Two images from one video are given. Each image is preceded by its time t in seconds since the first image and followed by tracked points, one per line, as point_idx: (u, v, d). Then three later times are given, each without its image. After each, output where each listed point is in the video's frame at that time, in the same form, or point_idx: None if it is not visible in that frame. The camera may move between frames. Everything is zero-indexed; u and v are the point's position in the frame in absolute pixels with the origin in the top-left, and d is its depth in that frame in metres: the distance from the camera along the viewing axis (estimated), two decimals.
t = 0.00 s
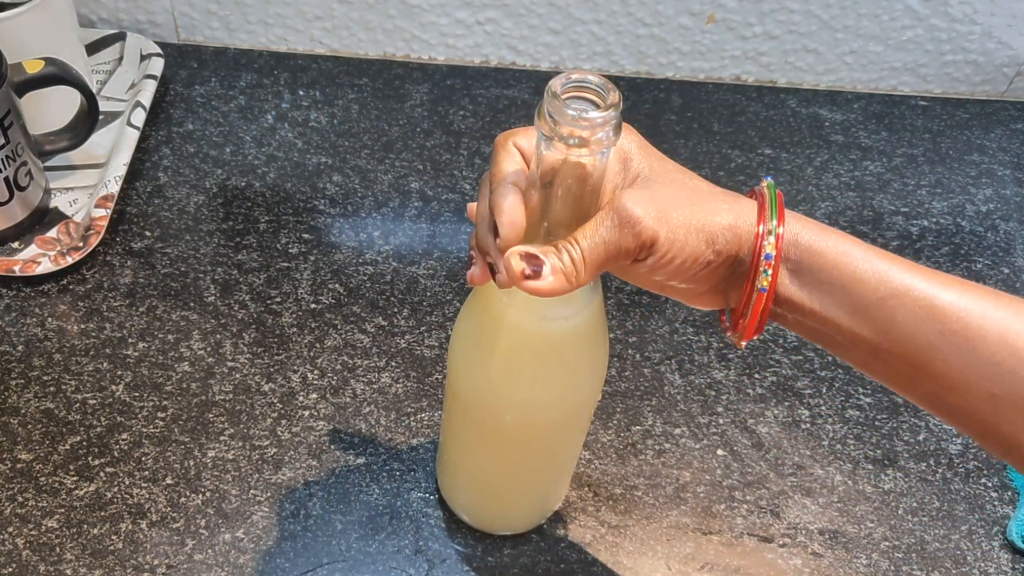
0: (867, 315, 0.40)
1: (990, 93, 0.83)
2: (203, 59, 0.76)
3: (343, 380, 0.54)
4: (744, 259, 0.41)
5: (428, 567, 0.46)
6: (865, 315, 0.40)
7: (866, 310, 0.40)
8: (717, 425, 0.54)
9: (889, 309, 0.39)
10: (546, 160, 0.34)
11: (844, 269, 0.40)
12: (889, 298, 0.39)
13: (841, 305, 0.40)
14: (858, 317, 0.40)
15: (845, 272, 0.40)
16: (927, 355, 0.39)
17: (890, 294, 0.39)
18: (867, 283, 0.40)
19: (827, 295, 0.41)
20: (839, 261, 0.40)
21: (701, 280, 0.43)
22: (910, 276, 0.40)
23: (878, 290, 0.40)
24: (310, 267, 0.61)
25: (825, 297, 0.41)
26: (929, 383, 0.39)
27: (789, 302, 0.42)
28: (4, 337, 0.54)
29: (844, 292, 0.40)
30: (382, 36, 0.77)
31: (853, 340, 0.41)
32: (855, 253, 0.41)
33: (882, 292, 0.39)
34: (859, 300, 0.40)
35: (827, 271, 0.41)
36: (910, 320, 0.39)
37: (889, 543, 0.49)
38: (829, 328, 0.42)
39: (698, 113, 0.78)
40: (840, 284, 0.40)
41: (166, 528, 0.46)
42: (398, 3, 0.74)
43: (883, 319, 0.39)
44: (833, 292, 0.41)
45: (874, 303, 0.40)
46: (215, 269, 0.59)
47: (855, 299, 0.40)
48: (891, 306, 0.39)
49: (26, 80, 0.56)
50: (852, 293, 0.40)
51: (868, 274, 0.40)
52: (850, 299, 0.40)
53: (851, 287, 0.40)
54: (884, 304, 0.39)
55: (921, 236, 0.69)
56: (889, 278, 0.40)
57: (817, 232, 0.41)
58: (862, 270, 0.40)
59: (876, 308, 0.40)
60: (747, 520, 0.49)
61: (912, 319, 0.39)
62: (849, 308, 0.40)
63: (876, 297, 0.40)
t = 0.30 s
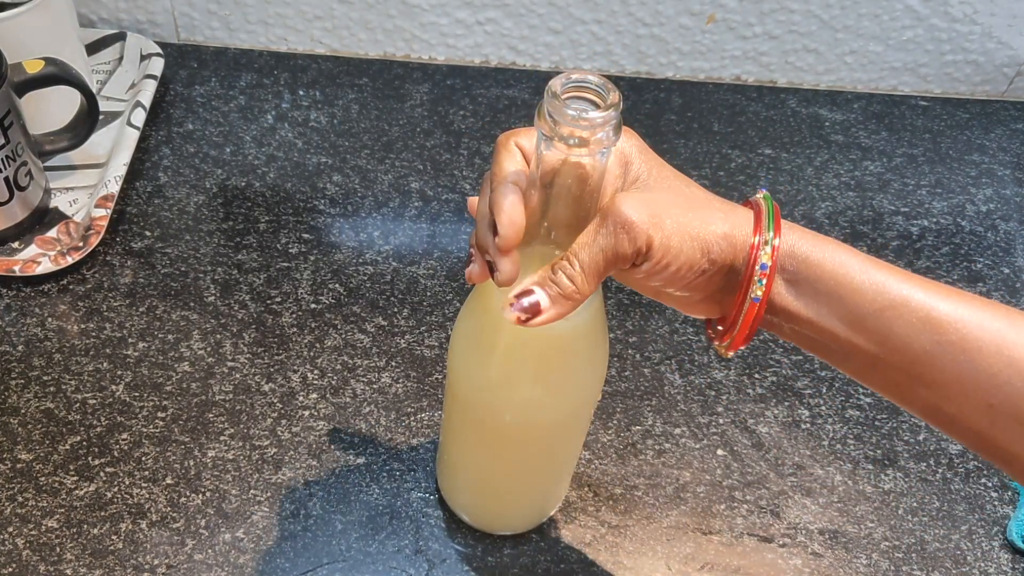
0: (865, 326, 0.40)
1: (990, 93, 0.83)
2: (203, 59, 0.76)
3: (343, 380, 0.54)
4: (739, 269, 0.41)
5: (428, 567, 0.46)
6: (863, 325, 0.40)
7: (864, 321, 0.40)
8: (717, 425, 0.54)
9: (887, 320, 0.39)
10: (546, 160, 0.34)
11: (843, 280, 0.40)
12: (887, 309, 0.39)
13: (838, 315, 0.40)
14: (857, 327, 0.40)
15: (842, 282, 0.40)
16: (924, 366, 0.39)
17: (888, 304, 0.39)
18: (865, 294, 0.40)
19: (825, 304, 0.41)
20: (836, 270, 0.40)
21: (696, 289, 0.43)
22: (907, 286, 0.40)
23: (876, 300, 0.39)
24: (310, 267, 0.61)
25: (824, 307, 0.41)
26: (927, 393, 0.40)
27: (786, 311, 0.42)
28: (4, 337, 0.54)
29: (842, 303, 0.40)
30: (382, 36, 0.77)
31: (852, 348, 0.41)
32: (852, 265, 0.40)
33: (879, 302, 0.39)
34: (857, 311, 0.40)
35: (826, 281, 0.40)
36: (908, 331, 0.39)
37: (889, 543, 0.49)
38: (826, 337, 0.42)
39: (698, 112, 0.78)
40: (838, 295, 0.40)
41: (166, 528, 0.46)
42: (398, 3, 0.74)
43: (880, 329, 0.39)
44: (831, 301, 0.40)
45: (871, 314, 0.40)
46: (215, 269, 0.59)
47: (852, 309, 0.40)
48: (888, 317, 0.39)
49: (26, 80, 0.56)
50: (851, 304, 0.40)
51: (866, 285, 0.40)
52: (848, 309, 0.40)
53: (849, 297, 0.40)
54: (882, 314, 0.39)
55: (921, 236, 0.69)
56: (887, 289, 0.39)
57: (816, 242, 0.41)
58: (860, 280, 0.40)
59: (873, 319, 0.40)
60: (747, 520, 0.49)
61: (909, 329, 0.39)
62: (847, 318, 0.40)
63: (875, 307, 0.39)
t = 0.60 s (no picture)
0: (873, 323, 0.40)
1: (990, 93, 0.83)
2: (203, 59, 0.76)
3: (343, 380, 0.54)
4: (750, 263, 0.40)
5: (428, 567, 0.46)
6: (872, 322, 0.40)
7: (873, 317, 0.40)
8: (717, 425, 0.54)
9: (897, 316, 0.39)
10: (547, 159, 0.34)
11: (851, 276, 0.40)
12: (896, 304, 0.39)
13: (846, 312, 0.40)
14: (866, 325, 0.40)
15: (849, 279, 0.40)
16: (934, 363, 0.39)
17: (897, 300, 0.39)
18: (872, 290, 0.40)
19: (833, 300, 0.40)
20: (844, 267, 0.40)
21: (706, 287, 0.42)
22: (914, 282, 0.40)
23: (883, 296, 0.39)
24: (310, 267, 0.61)
25: (832, 306, 0.40)
26: (935, 390, 0.39)
27: (791, 308, 0.41)
28: (4, 337, 0.54)
29: (852, 301, 0.40)
30: (382, 36, 0.77)
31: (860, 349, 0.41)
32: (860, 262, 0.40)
33: (886, 298, 0.39)
34: (866, 308, 0.40)
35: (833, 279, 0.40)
36: (919, 327, 0.39)
37: (889, 543, 0.49)
38: (835, 336, 0.41)
39: (698, 113, 0.78)
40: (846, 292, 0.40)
41: (166, 528, 0.46)
42: (398, 3, 0.74)
43: (890, 326, 0.39)
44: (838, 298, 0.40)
45: (881, 310, 0.39)
46: (215, 269, 0.59)
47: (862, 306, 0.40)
48: (898, 313, 0.39)
49: (26, 80, 0.56)
50: (860, 301, 0.40)
51: (874, 282, 0.40)
52: (857, 307, 0.40)
53: (857, 293, 0.40)
54: (892, 311, 0.39)
55: (921, 236, 0.69)
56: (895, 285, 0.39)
57: (822, 239, 0.41)
58: (867, 276, 0.40)
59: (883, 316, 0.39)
60: (746, 520, 0.49)
61: (921, 324, 0.39)
62: (857, 314, 0.40)
63: (884, 303, 0.39)
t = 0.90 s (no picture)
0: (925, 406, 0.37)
1: (990, 93, 0.83)
2: (203, 59, 0.76)
3: (343, 380, 0.54)
4: (827, 353, 0.37)
5: (428, 567, 0.46)
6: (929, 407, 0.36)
7: (955, 413, 0.36)
8: (717, 425, 0.54)
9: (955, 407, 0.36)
10: (548, 160, 0.34)
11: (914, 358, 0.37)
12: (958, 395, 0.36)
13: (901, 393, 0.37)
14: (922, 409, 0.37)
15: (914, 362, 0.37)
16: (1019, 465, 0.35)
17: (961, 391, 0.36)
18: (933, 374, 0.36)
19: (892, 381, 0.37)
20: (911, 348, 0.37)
21: (776, 375, 0.40)
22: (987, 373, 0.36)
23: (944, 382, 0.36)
24: (310, 267, 0.61)
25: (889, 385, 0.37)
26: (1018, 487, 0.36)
27: (864, 400, 0.38)
28: (4, 337, 0.54)
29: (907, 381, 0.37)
30: (382, 36, 0.77)
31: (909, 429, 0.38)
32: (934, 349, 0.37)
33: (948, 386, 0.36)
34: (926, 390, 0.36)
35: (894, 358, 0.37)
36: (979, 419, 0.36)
37: (889, 543, 0.49)
38: (909, 427, 0.37)
39: (698, 113, 0.78)
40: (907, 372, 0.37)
41: (166, 528, 0.46)
42: (398, 3, 0.74)
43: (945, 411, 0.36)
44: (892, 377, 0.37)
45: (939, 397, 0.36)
46: (215, 269, 0.59)
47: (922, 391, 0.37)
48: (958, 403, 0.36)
49: (27, 80, 0.56)
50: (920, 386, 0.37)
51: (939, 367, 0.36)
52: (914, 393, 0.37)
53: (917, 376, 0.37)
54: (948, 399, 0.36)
55: (921, 236, 0.69)
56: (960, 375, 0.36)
57: (899, 327, 0.37)
58: (946, 367, 0.36)
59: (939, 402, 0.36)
60: (746, 520, 0.49)
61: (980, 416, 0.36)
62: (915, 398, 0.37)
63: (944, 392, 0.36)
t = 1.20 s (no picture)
0: None
1: (990, 93, 0.83)
2: (203, 59, 0.76)
3: (343, 380, 0.54)
4: None
5: (429, 567, 0.46)
6: None
7: None
8: (717, 425, 0.54)
9: None
10: (548, 160, 0.34)
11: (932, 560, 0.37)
12: None
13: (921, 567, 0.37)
14: None
15: None
16: None
17: None
18: None
19: None
20: None
21: None
22: None
23: None
24: (310, 267, 0.61)
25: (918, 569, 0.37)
26: None
27: None
28: (4, 337, 0.54)
29: None
30: (383, 36, 0.77)
31: None
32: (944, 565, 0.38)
33: None
34: None
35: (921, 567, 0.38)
36: None
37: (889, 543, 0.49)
38: None
39: (698, 113, 0.78)
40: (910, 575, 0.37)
41: (166, 528, 0.46)
42: (398, 3, 0.74)
43: None
44: None
45: None
46: (215, 269, 0.59)
47: None
48: None
49: (27, 81, 0.56)
50: None
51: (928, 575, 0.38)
52: None
53: None
54: None
55: (921, 236, 0.69)
56: None
57: None
58: None
59: None
60: (747, 520, 0.49)
61: None
62: None
63: None
